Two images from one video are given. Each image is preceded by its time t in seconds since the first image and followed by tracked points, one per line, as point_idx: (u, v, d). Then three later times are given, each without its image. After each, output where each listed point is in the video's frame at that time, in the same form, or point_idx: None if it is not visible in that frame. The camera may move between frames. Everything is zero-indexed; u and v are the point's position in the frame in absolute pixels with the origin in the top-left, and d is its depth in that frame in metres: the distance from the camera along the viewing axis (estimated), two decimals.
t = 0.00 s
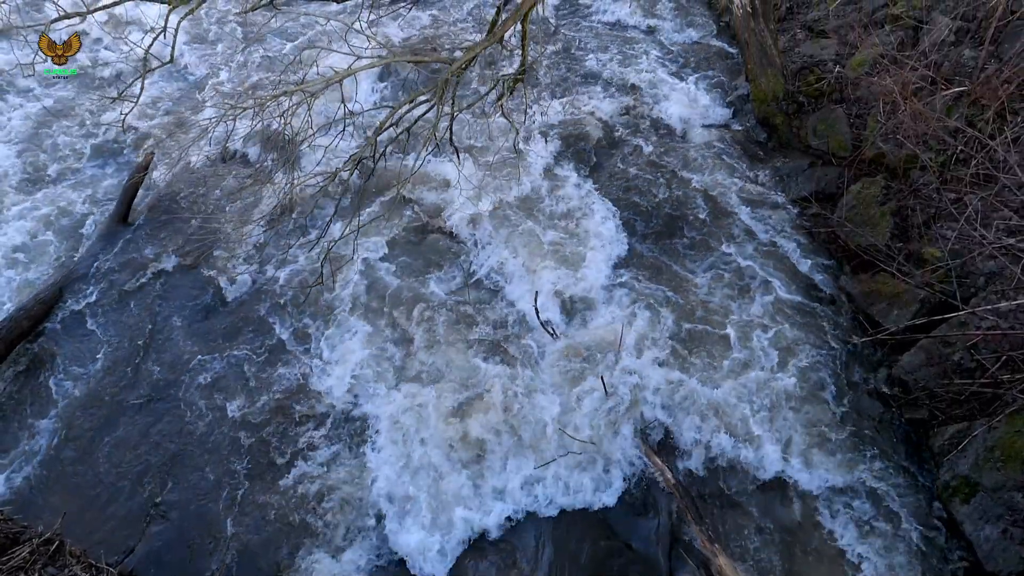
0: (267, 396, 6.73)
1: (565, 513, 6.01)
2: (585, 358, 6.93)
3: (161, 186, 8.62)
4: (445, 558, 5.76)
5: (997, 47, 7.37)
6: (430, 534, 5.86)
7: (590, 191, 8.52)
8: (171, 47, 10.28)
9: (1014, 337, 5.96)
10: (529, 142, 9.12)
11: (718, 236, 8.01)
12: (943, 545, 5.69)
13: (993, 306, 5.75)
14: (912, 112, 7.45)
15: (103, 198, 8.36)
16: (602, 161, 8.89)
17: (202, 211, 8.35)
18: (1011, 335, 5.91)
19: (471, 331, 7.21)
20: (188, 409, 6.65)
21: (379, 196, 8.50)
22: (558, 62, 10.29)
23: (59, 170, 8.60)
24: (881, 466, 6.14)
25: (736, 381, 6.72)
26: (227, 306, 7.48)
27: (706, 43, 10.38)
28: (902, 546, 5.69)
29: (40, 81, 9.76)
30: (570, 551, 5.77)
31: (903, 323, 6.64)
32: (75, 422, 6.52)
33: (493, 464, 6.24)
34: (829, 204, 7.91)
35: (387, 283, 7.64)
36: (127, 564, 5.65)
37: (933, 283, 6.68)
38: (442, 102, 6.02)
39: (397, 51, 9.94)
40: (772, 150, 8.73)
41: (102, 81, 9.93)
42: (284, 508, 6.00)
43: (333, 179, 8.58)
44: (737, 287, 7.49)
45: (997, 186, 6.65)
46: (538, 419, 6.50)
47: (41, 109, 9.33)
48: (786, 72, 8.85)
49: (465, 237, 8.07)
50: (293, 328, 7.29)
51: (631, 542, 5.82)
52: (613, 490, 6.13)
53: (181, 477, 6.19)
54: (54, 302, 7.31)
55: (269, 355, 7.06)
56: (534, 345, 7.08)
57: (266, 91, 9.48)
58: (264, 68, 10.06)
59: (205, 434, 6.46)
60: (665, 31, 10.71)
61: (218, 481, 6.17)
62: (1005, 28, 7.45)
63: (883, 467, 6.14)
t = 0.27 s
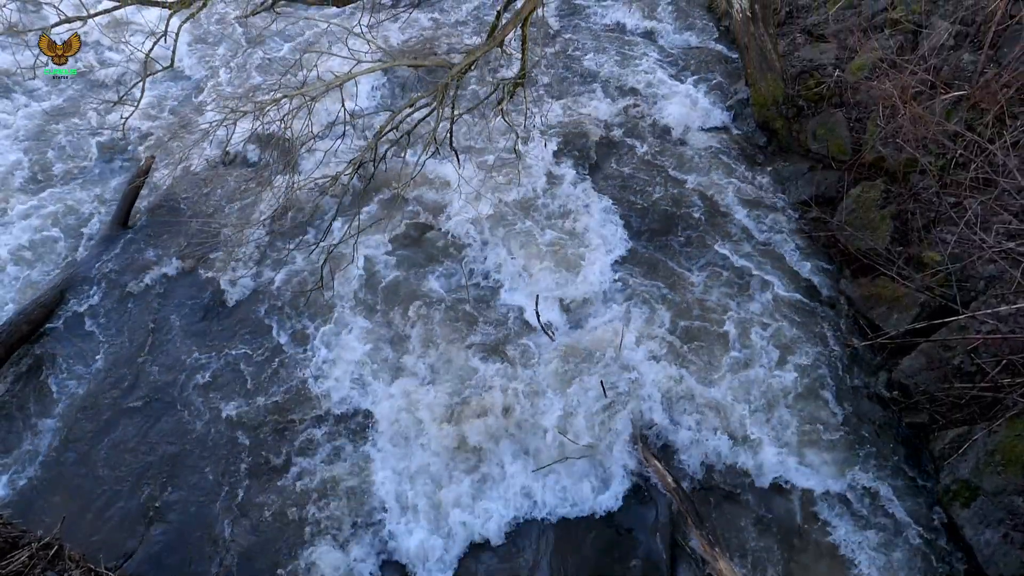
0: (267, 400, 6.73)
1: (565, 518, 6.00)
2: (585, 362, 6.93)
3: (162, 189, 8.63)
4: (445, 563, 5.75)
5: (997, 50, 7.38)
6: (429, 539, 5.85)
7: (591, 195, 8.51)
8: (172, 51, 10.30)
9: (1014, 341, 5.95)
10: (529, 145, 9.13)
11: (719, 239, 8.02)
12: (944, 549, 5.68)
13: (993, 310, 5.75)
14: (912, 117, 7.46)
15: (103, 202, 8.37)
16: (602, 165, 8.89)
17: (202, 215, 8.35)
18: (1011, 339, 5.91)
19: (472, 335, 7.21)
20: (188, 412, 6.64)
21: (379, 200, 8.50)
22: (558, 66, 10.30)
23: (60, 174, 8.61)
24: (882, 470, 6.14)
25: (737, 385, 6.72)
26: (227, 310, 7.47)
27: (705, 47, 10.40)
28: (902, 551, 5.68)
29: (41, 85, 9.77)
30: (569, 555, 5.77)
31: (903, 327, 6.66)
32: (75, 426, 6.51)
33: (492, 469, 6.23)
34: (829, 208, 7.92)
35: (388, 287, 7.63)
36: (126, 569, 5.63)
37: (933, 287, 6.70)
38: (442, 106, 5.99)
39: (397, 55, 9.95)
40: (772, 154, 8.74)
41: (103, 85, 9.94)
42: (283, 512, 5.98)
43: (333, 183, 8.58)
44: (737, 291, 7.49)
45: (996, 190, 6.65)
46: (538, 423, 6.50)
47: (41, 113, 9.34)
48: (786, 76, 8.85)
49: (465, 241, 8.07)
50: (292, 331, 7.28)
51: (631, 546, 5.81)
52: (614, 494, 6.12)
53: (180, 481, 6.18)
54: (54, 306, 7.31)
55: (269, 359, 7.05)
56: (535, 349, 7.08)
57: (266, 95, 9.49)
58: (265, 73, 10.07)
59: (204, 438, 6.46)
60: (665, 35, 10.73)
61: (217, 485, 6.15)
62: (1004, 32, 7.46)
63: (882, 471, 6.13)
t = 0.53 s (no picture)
0: (267, 404, 6.73)
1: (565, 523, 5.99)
2: (585, 367, 6.94)
3: (162, 193, 8.65)
4: (445, 567, 5.74)
5: (996, 55, 7.40)
6: (428, 543, 5.83)
7: (591, 199, 8.53)
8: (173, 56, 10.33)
9: (1014, 345, 5.95)
10: (529, 150, 9.15)
11: (719, 243, 8.03)
12: (945, 553, 5.67)
13: (993, 314, 5.75)
14: (912, 121, 7.38)
15: (104, 205, 8.38)
16: (602, 169, 8.91)
17: (202, 219, 8.36)
18: (1011, 343, 5.91)
19: (471, 340, 7.22)
20: (188, 416, 6.65)
21: (379, 204, 8.52)
22: (558, 71, 10.32)
23: (60, 179, 8.62)
24: (882, 474, 6.14)
25: (737, 389, 6.72)
26: (228, 314, 7.49)
27: (705, 51, 10.41)
28: (903, 555, 5.67)
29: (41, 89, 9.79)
30: (569, 560, 5.76)
31: (903, 331, 6.66)
32: (75, 430, 6.52)
33: (492, 473, 6.23)
34: (829, 212, 7.91)
35: (388, 292, 7.64)
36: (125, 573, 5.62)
37: (933, 291, 6.71)
38: (442, 111, 5.96)
39: (397, 60, 9.98)
40: (772, 158, 8.77)
41: (104, 89, 9.96)
42: (284, 517, 5.98)
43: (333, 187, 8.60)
44: (737, 295, 7.50)
45: (996, 194, 6.65)
46: (538, 427, 6.51)
47: (42, 117, 9.35)
48: (786, 80, 8.87)
49: (464, 245, 8.08)
50: (292, 336, 7.29)
51: (631, 551, 5.80)
52: (614, 498, 6.11)
53: (180, 485, 6.17)
54: (54, 310, 7.32)
55: (269, 364, 7.05)
56: (535, 353, 7.09)
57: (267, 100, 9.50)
58: (265, 77, 10.10)
59: (204, 441, 6.46)
60: (665, 39, 10.75)
61: (217, 489, 6.15)
62: (1003, 37, 7.49)
63: (883, 476, 6.13)
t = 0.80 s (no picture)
0: (267, 409, 6.73)
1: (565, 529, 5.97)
2: (585, 373, 6.93)
3: (163, 198, 8.65)
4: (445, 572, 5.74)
5: (995, 60, 7.41)
6: (429, 548, 5.83)
7: (591, 204, 8.53)
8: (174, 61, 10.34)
9: (1015, 350, 5.96)
10: (529, 155, 9.15)
11: (719, 248, 8.03)
12: (945, 558, 5.66)
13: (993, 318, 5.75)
14: (911, 125, 7.37)
15: (104, 210, 8.39)
16: (602, 174, 8.92)
17: (203, 224, 8.37)
18: (1012, 347, 5.92)
19: (471, 345, 7.22)
20: (188, 421, 6.64)
21: (380, 209, 8.52)
22: (558, 76, 10.33)
23: (60, 183, 8.62)
24: (882, 479, 6.13)
25: (737, 395, 6.71)
26: (228, 319, 7.49)
27: (706, 57, 10.42)
28: (903, 560, 5.67)
29: (42, 93, 9.79)
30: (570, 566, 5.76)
31: (903, 334, 6.64)
32: (74, 434, 6.51)
33: (492, 478, 6.22)
34: (829, 216, 7.91)
35: (388, 297, 7.65)
36: None
37: (933, 294, 6.69)
38: (443, 115, 5.93)
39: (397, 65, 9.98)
40: (772, 163, 8.80)
41: (104, 93, 9.96)
42: (285, 522, 5.98)
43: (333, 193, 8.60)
44: (737, 300, 7.49)
45: (996, 198, 6.65)
46: (539, 432, 6.51)
47: (42, 121, 9.36)
48: (785, 84, 8.87)
49: (464, 250, 8.08)
50: (292, 342, 7.28)
51: (632, 556, 5.80)
52: (614, 503, 6.10)
53: (179, 490, 6.17)
54: (54, 315, 7.32)
55: (269, 369, 7.05)
56: (535, 359, 7.08)
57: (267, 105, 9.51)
58: (265, 82, 10.10)
59: (204, 446, 6.46)
60: (665, 44, 10.76)
61: (217, 494, 6.15)
62: (1001, 42, 7.51)
63: (884, 480, 6.12)
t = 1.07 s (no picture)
0: (267, 414, 6.72)
1: (566, 534, 5.96)
2: (585, 378, 6.92)
3: (163, 202, 8.64)
4: None
5: (994, 64, 7.41)
6: (430, 553, 5.84)
7: (590, 208, 8.53)
8: (174, 65, 10.35)
9: (1015, 354, 5.97)
10: (529, 159, 9.15)
11: (719, 252, 8.02)
12: (946, 563, 5.65)
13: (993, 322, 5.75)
14: (911, 130, 7.44)
15: (104, 214, 8.39)
16: (602, 177, 8.91)
17: (203, 228, 8.36)
18: (1012, 352, 5.93)
19: (471, 349, 7.21)
20: (188, 425, 6.64)
21: (380, 213, 8.52)
22: (558, 80, 10.33)
23: (61, 187, 8.63)
24: (884, 484, 6.12)
25: (737, 400, 6.69)
26: (228, 323, 7.48)
27: (706, 61, 10.42)
28: (904, 565, 5.66)
29: (43, 97, 9.81)
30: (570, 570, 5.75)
31: (903, 339, 6.64)
32: (74, 439, 6.50)
33: (492, 482, 6.22)
34: (829, 220, 7.91)
35: (387, 301, 7.63)
36: None
37: (933, 299, 6.69)
38: (443, 119, 5.91)
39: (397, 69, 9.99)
40: (773, 167, 8.81)
41: (105, 97, 9.97)
42: (285, 527, 5.97)
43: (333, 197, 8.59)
44: (737, 304, 7.48)
45: (996, 203, 6.66)
46: (539, 437, 6.50)
47: (43, 125, 9.37)
48: (784, 89, 8.88)
49: (464, 254, 8.08)
50: (292, 346, 7.27)
51: (632, 561, 5.79)
52: (614, 508, 6.10)
53: (179, 495, 6.16)
54: (54, 319, 7.31)
55: (269, 374, 7.03)
56: (535, 363, 7.07)
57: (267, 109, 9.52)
58: (266, 86, 10.11)
59: (204, 450, 6.45)
60: (665, 48, 10.77)
61: (216, 498, 6.14)
62: (1001, 45, 7.49)
63: (884, 485, 6.11)
